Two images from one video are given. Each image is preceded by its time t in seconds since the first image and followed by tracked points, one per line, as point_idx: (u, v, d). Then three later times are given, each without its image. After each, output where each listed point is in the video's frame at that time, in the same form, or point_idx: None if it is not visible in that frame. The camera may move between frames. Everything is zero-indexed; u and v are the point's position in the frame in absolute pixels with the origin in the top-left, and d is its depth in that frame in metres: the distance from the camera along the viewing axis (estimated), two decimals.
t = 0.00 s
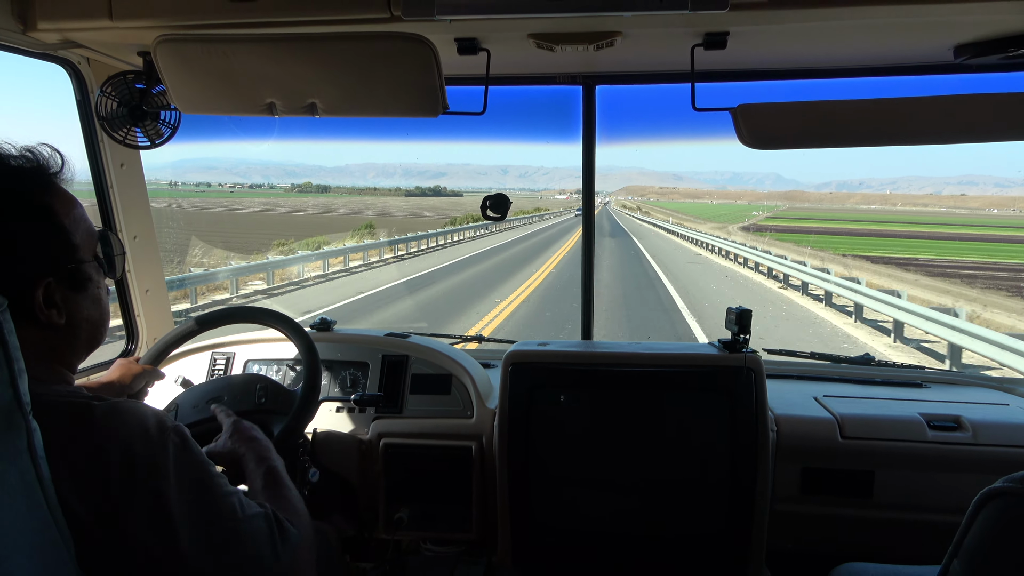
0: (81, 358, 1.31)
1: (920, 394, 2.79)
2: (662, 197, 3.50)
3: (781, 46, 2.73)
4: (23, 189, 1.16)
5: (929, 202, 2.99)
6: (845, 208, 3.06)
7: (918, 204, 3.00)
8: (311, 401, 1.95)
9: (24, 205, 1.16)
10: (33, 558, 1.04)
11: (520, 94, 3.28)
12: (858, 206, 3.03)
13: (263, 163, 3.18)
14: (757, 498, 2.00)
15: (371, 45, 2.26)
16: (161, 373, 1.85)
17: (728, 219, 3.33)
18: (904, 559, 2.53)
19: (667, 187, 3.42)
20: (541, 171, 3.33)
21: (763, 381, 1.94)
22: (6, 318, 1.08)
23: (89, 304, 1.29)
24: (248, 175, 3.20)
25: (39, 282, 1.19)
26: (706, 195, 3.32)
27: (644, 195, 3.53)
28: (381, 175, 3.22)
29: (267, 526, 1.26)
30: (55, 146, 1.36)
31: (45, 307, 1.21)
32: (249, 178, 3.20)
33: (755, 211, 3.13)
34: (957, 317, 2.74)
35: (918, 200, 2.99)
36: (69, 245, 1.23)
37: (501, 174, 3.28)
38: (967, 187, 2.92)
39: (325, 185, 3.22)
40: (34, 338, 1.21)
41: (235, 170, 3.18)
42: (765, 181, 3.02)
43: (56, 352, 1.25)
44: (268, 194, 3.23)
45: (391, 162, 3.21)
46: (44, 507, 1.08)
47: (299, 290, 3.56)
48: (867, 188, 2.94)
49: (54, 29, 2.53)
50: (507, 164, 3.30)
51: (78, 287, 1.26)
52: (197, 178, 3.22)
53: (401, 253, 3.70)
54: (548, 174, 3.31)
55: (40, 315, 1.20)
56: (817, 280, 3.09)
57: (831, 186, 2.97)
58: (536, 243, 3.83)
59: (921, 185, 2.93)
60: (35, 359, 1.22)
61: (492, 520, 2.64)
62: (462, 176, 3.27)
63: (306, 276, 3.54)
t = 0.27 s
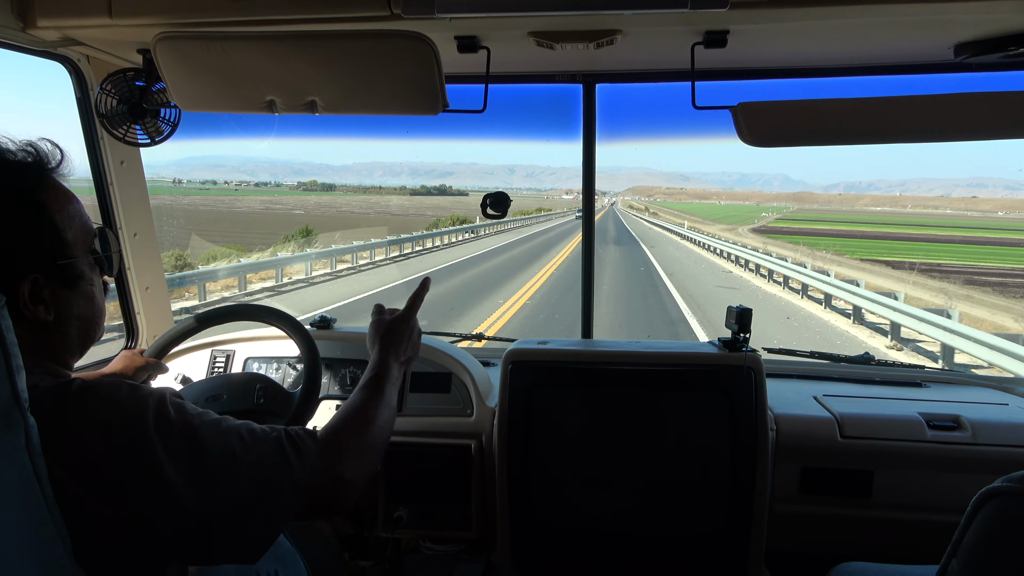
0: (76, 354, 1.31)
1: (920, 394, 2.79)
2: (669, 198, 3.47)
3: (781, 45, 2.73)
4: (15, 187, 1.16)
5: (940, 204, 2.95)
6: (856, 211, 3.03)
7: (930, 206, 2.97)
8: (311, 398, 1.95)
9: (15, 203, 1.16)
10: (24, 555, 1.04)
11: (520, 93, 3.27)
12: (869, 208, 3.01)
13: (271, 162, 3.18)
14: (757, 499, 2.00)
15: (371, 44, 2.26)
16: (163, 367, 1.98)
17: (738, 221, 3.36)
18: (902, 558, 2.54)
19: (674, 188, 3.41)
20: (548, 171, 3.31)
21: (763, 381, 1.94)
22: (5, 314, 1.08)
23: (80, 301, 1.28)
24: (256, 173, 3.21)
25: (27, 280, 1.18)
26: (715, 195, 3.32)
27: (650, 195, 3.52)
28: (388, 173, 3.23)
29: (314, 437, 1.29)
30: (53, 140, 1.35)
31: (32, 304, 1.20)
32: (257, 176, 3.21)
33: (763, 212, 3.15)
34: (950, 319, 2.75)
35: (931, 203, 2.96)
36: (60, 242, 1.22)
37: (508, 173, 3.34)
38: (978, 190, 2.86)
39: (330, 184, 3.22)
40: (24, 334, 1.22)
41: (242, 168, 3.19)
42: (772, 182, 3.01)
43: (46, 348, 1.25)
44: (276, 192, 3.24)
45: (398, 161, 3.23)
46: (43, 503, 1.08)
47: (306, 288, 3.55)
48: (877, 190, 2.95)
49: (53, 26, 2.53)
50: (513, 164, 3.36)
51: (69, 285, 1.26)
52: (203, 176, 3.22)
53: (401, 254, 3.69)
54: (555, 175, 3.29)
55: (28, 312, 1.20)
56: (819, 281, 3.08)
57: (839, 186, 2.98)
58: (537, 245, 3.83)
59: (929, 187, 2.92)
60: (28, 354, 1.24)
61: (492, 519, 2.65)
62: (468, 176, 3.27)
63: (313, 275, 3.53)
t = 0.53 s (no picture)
0: (71, 349, 1.32)
1: (920, 395, 2.79)
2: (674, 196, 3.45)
3: (781, 44, 2.73)
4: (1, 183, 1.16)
5: (949, 202, 2.97)
6: (861, 207, 3.04)
7: (936, 203, 2.97)
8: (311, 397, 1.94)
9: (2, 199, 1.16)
10: (33, 556, 1.04)
11: (520, 92, 3.28)
12: (875, 205, 3.01)
13: (275, 163, 3.17)
14: (757, 500, 2.00)
15: (371, 44, 2.26)
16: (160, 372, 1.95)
17: (746, 220, 3.31)
18: (903, 560, 2.54)
19: (679, 186, 3.38)
20: (553, 170, 3.28)
21: (763, 382, 1.93)
22: (6, 313, 1.07)
23: (70, 296, 1.29)
24: (261, 175, 3.20)
25: (16, 275, 1.19)
26: (720, 194, 3.27)
27: (655, 193, 3.51)
28: (392, 174, 3.22)
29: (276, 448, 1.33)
30: (33, 137, 1.37)
31: (22, 298, 1.21)
32: (261, 178, 3.20)
33: (771, 210, 3.17)
34: (942, 315, 2.75)
35: (938, 200, 2.97)
36: (46, 237, 1.22)
37: (512, 173, 3.34)
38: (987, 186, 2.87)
39: (333, 184, 3.21)
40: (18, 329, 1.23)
41: (248, 169, 3.18)
42: (778, 180, 3.03)
43: (39, 343, 1.26)
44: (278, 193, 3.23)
45: (403, 162, 3.22)
46: (43, 503, 1.08)
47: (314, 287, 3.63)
48: (882, 187, 2.96)
49: (54, 27, 2.53)
50: (517, 163, 3.35)
51: (58, 279, 1.26)
52: (206, 178, 3.20)
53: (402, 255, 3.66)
54: (560, 174, 3.26)
55: (20, 307, 1.21)
56: (817, 280, 3.09)
57: (845, 185, 2.96)
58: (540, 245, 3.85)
59: (933, 185, 2.94)
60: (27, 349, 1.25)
61: (491, 521, 2.65)
62: (473, 175, 3.26)
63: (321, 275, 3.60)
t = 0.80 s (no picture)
0: (84, 351, 1.32)
1: (920, 396, 2.79)
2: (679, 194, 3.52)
3: (781, 45, 2.73)
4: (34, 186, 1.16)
5: (955, 199, 3.00)
6: (870, 207, 3.07)
7: (942, 201, 3.01)
8: (311, 399, 1.95)
9: (35, 202, 1.16)
10: (33, 558, 1.04)
11: (520, 93, 3.27)
12: (884, 204, 3.04)
13: (280, 161, 3.18)
14: (757, 500, 2.00)
15: (370, 44, 2.25)
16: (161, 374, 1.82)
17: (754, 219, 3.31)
18: (902, 561, 2.54)
19: (684, 184, 3.42)
20: (558, 169, 3.26)
21: (762, 384, 1.94)
22: (5, 315, 1.07)
23: (90, 299, 1.30)
24: (265, 174, 3.21)
25: (47, 277, 1.19)
26: (726, 192, 3.25)
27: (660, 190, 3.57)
28: (397, 173, 3.24)
29: (257, 489, 1.36)
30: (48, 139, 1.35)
31: (50, 302, 1.21)
32: (265, 177, 3.21)
33: (779, 209, 3.20)
34: (938, 314, 2.70)
35: (945, 197, 3.00)
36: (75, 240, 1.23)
37: (517, 172, 3.37)
38: (993, 184, 2.87)
39: (335, 184, 3.22)
40: (35, 332, 1.21)
41: (252, 169, 3.19)
42: (783, 179, 3.04)
43: (57, 347, 1.24)
44: (282, 192, 3.23)
45: (407, 161, 3.24)
46: (44, 507, 1.07)
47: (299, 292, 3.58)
48: (889, 186, 2.96)
49: (53, 26, 2.53)
50: (521, 163, 3.38)
51: (81, 282, 1.27)
52: (211, 178, 3.20)
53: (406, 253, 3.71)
54: (565, 172, 3.23)
55: (46, 310, 1.20)
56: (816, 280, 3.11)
57: (849, 184, 2.97)
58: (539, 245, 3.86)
59: (942, 182, 2.96)
60: (38, 355, 1.21)
61: (491, 522, 2.65)
62: (477, 175, 3.28)
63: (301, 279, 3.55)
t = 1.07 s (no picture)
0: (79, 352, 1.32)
1: (920, 395, 2.79)
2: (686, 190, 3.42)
3: (781, 44, 2.73)
4: (20, 190, 1.16)
5: (963, 192, 3.00)
6: (878, 200, 3.05)
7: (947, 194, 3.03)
8: (311, 398, 1.94)
9: (22, 205, 1.16)
10: (34, 558, 1.04)
11: (519, 92, 3.28)
12: (892, 199, 3.04)
13: (285, 161, 3.19)
14: (757, 499, 2.00)
15: (370, 43, 2.25)
16: (171, 357, 1.97)
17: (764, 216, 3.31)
18: (902, 560, 2.54)
19: (690, 180, 3.35)
20: (563, 166, 3.22)
21: (763, 382, 1.94)
22: (5, 315, 1.07)
23: (82, 300, 1.29)
24: (272, 173, 3.23)
25: (36, 280, 1.19)
26: (732, 186, 3.28)
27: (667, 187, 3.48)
28: (402, 171, 3.27)
29: (257, 489, 1.34)
30: (38, 141, 1.35)
31: (40, 305, 1.21)
32: (272, 176, 3.23)
33: (789, 205, 3.18)
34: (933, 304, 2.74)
35: (951, 189, 3.01)
36: (63, 243, 1.23)
37: (522, 169, 3.37)
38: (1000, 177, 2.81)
39: (338, 182, 3.28)
40: (28, 334, 1.22)
41: (258, 168, 3.21)
42: (789, 174, 3.08)
43: (50, 348, 1.26)
44: (285, 191, 3.27)
45: (412, 159, 3.25)
46: (44, 506, 1.07)
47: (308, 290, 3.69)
48: (894, 180, 2.99)
49: (53, 26, 2.53)
50: (528, 160, 3.37)
51: (72, 284, 1.26)
52: (218, 177, 3.21)
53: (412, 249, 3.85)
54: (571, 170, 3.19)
55: (36, 313, 1.21)
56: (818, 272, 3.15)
57: (857, 178, 3.01)
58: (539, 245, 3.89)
59: (949, 176, 2.97)
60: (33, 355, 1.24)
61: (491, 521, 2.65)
62: (482, 172, 3.29)
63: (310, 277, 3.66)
